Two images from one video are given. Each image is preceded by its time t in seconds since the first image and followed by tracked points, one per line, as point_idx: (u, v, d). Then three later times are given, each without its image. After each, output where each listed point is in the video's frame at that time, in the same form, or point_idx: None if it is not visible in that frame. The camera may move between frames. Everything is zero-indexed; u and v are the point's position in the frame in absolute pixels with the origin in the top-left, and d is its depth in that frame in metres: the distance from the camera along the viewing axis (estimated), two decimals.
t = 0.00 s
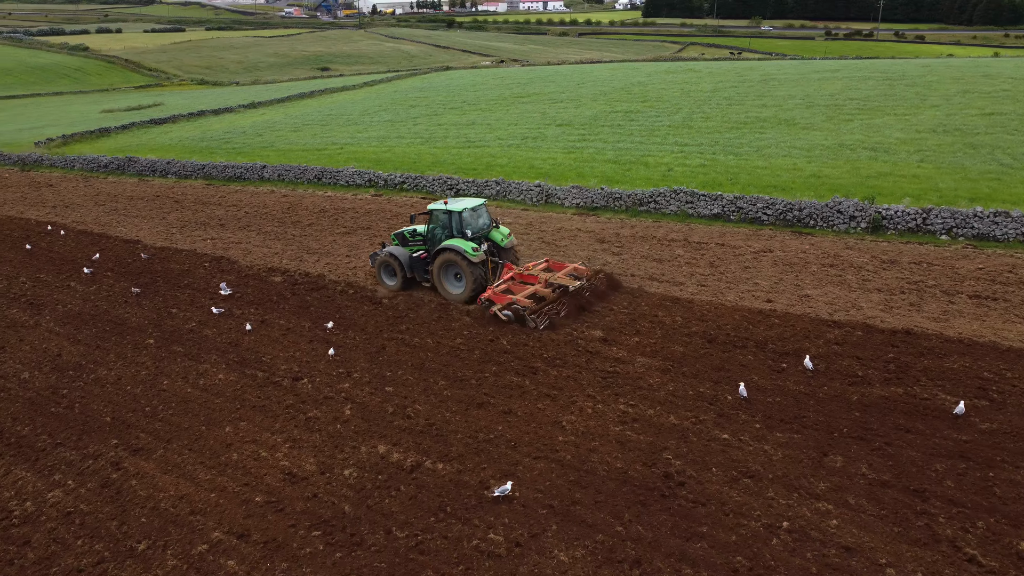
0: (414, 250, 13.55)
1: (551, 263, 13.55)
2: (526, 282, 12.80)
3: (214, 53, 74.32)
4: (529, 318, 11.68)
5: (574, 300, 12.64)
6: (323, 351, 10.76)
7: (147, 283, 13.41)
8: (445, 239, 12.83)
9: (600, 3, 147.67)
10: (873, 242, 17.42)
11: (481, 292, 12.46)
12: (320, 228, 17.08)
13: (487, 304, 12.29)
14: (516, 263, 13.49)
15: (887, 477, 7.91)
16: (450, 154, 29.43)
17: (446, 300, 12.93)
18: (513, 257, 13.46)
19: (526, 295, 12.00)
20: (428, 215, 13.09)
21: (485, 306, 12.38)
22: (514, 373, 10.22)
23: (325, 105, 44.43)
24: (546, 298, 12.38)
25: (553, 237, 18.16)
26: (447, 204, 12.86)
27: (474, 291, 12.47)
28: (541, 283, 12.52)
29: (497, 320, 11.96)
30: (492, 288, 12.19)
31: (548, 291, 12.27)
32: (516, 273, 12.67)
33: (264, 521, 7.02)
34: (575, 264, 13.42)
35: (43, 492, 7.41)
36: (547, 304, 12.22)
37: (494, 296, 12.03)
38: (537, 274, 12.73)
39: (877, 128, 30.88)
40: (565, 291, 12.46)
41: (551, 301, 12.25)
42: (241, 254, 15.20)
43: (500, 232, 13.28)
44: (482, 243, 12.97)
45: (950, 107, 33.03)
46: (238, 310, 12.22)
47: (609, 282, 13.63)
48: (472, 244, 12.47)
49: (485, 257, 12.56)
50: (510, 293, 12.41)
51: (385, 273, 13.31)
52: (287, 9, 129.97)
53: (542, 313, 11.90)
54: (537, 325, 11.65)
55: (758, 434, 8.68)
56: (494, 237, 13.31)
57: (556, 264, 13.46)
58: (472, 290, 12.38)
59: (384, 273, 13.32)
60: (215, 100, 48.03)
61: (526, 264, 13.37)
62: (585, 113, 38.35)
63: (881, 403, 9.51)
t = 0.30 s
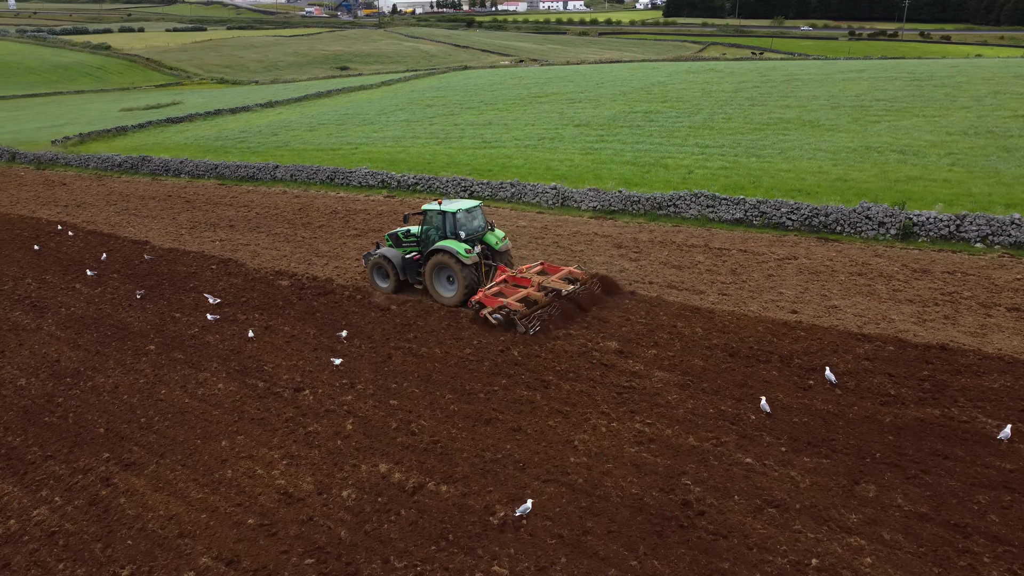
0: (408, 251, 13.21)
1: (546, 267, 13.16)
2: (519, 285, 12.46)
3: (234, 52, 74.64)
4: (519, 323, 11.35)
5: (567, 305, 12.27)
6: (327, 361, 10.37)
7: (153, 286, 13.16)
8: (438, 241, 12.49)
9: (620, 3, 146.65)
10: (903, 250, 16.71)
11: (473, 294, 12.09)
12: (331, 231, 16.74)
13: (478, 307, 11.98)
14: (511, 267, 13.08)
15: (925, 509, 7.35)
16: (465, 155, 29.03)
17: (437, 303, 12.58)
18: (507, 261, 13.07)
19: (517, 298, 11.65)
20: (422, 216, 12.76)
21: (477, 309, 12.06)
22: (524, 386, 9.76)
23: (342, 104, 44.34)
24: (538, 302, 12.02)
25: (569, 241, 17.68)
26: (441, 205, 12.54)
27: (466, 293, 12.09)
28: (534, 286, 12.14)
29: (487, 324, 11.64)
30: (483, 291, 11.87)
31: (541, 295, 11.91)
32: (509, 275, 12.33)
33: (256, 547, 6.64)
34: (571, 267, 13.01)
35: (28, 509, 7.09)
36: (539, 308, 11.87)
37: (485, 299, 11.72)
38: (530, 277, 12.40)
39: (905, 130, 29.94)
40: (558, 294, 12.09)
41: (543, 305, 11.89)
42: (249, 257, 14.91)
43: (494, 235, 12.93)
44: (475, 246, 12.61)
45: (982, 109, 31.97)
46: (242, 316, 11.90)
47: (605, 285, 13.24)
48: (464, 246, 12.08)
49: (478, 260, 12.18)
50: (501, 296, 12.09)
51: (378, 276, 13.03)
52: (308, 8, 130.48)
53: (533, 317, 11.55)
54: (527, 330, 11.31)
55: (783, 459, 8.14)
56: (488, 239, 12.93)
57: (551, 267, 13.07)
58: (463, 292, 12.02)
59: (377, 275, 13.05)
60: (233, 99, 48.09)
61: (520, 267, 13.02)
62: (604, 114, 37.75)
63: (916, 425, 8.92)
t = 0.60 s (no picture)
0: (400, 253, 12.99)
1: (541, 269, 12.88)
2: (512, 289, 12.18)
3: (255, 51, 74.95)
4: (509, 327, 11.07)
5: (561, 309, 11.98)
6: (332, 370, 9.99)
7: (159, 289, 12.92)
8: (431, 242, 12.33)
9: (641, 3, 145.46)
10: (937, 258, 15.97)
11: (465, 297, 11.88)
12: (342, 232, 16.44)
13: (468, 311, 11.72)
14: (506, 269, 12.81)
15: (968, 547, 6.78)
16: (482, 155, 28.62)
17: (429, 305, 12.38)
18: (502, 263, 12.83)
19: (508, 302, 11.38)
20: (414, 218, 12.64)
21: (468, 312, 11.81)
22: (536, 401, 9.30)
23: (360, 103, 44.28)
24: (530, 305, 11.76)
25: (585, 245, 17.19)
26: (433, 206, 12.41)
27: (458, 295, 11.90)
28: (527, 289, 11.86)
29: (477, 328, 11.38)
30: (474, 294, 11.62)
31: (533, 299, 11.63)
32: (502, 278, 12.05)
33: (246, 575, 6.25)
34: (566, 272, 12.72)
35: (13, 527, 6.77)
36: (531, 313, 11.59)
37: (476, 302, 11.51)
38: (523, 280, 12.13)
39: (936, 132, 28.98)
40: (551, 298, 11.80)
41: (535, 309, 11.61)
42: (258, 260, 14.64)
43: (488, 236, 12.71)
44: (468, 248, 12.41)
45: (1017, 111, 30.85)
46: (248, 321, 11.58)
47: (600, 289, 13.05)
48: (456, 248, 11.89)
49: (470, 261, 11.98)
50: (493, 299, 11.86)
51: (371, 278, 12.76)
52: (329, 7, 131.32)
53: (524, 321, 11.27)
54: (517, 335, 11.03)
55: (812, 488, 7.61)
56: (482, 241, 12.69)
57: (545, 270, 12.78)
58: (455, 294, 11.82)
59: (371, 277, 12.78)
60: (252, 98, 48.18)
61: (514, 270, 12.75)
62: (624, 114, 37.14)
63: (956, 451, 8.32)
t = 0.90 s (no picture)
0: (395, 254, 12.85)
1: (538, 272, 12.63)
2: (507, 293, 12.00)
3: (279, 50, 75.32)
4: (501, 331, 10.85)
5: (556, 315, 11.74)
6: (339, 380, 9.61)
7: (169, 291, 12.69)
8: (425, 244, 12.07)
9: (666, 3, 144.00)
10: (978, 268, 15.18)
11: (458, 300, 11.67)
12: (357, 234, 16.11)
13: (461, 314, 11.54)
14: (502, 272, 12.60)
15: None
16: (502, 156, 28.21)
17: (424, 308, 12.18)
18: (498, 265, 12.56)
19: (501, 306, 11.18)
20: (409, 219, 12.39)
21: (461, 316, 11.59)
22: (551, 417, 8.84)
23: (381, 102, 44.16)
24: (524, 310, 11.53)
25: (605, 250, 16.66)
26: (428, 206, 12.15)
27: (451, 297, 11.64)
28: (520, 293, 11.67)
29: (470, 333, 11.16)
30: (467, 297, 11.43)
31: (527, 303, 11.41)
32: (497, 281, 11.86)
33: None
34: (562, 274, 12.47)
35: None
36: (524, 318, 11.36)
37: (468, 306, 11.21)
38: (518, 284, 11.90)
39: (972, 134, 27.91)
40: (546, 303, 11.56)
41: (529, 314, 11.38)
42: (270, 262, 14.37)
43: (485, 237, 12.41)
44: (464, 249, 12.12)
45: None
46: (256, 326, 11.27)
47: (598, 294, 12.83)
48: (450, 249, 11.61)
49: (464, 263, 11.69)
50: (487, 303, 11.64)
51: (365, 279, 12.63)
52: (354, 7, 131.86)
53: (517, 325, 11.04)
54: (509, 340, 10.78)
55: (849, 521, 7.06)
56: (478, 242, 12.41)
57: (541, 273, 12.54)
58: (449, 296, 11.58)
59: (365, 278, 12.64)
60: (274, 97, 48.26)
61: (511, 273, 12.52)
62: (647, 114, 36.45)
63: (1006, 483, 7.71)
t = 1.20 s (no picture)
0: (393, 254, 12.55)
1: (537, 276, 12.35)
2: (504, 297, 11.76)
3: (307, 49, 75.75)
4: (494, 335, 10.59)
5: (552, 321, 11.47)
6: (347, 392, 9.22)
7: (180, 293, 12.47)
8: (422, 245, 11.87)
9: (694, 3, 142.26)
10: None
11: (453, 303, 11.41)
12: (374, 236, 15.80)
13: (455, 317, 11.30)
14: (501, 274, 12.30)
15: None
16: (524, 157, 27.79)
17: (420, 310, 11.97)
18: (497, 267, 12.27)
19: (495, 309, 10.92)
20: (406, 220, 12.18)
21: (455, 319, 11.36)
22: (568, 436, 8.36)
23: (405, 101, 44.02)
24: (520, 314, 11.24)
25: (628, 255, 16.12)
26: (423, 207, 11.92)
27: (446, 301, 11.40)
28: (516, 297, 11.44)
29: (463, 336, 10.90)
30: (462, 300, 11.20)
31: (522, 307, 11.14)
32: (493, 284, 11.65)
33: None
34: (561, 278, 12.17)
35: None
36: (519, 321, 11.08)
37: (463, 309, 11.02)
38: (515, 287, 11.61)
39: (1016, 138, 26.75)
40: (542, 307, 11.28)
41: (525, 318, 11.10)
42: (284, 264, 14.12)
43: (482, 238, 12.12)
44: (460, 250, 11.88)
45: None
46: (265, 332, 10.95)
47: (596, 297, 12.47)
48: (446, 251, 11.39)
49: (460, 265, 11.46)
50: (482, 307, 11.38)
51: (363, 279, 12.50)
52: (381, 7, 132.41)
53: (511, 328, 10.76)
54: (503, 344, 10.51)
55: (890, 564, 6.48)
56: (476, 243, 12.15)
57: (539, 277, 12.28)
58: (444, 300, 11.34)
59: (363, 279, 12.51)
60: (299, 96, 48.42)
61: (509, 276, 12.24)
62: (674, 115, 35.72)
63: None
